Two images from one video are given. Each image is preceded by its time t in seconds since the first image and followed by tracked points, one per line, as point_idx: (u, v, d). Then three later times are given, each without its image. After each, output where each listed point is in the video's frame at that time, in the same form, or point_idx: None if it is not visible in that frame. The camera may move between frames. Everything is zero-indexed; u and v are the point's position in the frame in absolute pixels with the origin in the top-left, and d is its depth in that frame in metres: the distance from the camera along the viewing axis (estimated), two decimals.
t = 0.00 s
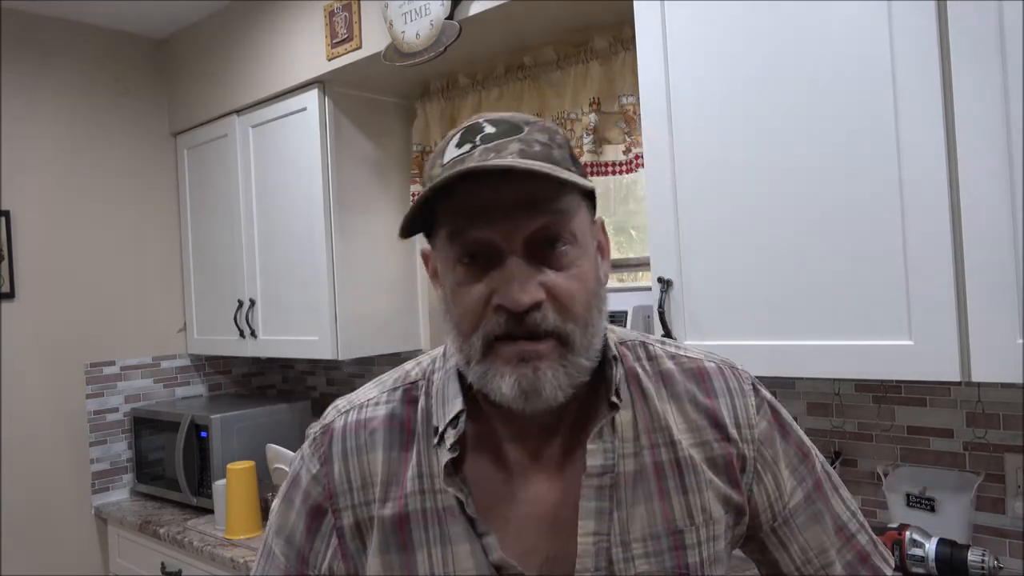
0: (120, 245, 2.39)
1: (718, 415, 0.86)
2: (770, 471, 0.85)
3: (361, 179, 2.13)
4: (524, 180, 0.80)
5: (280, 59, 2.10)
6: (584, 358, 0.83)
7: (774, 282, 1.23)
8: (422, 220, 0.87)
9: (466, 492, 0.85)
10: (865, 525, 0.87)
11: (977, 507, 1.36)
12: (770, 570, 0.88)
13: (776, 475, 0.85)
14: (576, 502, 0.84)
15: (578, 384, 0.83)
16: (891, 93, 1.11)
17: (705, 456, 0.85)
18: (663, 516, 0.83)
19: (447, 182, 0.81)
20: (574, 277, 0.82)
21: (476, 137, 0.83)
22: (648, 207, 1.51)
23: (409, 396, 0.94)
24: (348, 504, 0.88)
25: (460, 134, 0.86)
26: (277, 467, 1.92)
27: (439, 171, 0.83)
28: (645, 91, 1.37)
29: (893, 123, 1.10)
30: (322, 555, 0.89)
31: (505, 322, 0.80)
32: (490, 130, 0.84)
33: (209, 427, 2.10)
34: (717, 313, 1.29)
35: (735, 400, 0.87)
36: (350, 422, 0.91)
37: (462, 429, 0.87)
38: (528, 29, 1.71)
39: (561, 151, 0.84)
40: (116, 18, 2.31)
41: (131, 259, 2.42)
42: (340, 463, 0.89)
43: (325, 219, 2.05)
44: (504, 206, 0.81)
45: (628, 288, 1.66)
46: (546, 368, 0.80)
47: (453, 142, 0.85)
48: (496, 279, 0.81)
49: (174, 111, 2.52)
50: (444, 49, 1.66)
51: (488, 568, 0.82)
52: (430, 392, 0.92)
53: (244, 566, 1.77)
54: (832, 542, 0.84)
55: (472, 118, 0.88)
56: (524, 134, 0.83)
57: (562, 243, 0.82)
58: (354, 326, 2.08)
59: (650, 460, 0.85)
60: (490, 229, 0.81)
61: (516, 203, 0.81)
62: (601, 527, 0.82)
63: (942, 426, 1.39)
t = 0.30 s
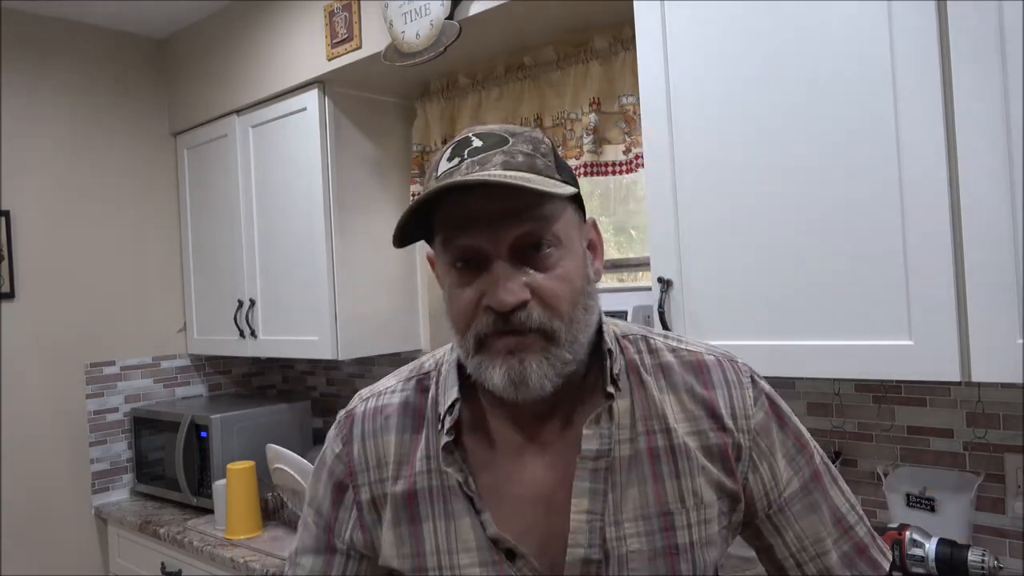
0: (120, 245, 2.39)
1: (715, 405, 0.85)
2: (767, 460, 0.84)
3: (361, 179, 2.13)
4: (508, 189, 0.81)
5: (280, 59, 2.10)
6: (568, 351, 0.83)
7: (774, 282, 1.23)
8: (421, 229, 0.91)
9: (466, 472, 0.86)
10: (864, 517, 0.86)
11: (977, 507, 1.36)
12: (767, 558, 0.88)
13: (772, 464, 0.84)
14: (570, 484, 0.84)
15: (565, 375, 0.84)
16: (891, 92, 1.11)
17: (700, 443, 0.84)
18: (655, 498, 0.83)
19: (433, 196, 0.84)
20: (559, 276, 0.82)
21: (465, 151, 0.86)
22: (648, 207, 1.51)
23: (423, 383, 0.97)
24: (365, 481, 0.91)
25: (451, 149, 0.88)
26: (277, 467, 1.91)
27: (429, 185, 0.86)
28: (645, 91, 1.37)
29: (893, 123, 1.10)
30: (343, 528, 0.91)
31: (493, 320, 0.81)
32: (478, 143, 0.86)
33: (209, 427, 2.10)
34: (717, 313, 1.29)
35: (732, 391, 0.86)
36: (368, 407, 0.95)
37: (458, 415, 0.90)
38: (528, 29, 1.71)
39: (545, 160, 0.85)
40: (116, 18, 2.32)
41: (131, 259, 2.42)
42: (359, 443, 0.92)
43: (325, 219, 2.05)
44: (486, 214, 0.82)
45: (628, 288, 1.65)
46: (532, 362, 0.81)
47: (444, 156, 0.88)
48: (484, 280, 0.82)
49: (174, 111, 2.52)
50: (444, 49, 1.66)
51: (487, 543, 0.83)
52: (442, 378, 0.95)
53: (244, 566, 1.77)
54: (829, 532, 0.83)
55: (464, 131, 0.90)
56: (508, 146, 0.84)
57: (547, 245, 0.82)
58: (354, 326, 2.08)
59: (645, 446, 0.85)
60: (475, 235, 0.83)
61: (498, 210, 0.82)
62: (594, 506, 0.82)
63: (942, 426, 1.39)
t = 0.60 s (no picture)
0: (120, 245, 2.39)
1: (696, 391, 0.85)
2: (749, 442, 0.84)
3: (361, 180, 2.13)
4: (495, 184, 0.83)
5: (280, 59, 2.10)
6: (556, 332, 0.84)
7: (774, 282, 1.23)
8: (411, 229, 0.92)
9: (459, 450, 0.87)
10: (847, 499, 0.86)
11: (977, 507, 1.36)
12: (753, 540, 0.88)
13: (754, 444, 0.84)
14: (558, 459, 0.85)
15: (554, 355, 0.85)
16: (891, 92, 1.11)
17: (683, 423, 0.85)
18: (639, 474, 0.83)
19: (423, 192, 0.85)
20: (545, 261, 0.84)
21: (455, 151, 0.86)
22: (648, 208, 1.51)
23: (423, 373, 0.96)
24: (368, 465, 0.91)
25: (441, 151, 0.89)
26: (277, 467, 1.91)
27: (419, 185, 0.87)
28: (645, 92, 1.37)
29: (893, 124, 1.10)
30: (349, 511, 0.92)
31: (484, 304, 0.83)
32: (468, 144, 0.86)
33: (209, 427, 2.10)
34: (716, 313, 1.29)
35: (714, 376, 0.86)
36: (372, 396, 0.96)
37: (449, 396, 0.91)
38: (528, 29, 1.71)
39: (530, 159, 0.86)
40: (116, 18, 2.32)
41: (131, 259, 2.42)
42: (361, 428, 0.93)
43: (325, 219, 2.05)
44: (475, 204, 0.84)
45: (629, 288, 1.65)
46: (521, 343, 0.82)
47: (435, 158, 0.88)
48: (475, 266, 0.84)
49: (174, 111, 2.52)
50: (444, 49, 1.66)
51: (478, 517, 0.84)
52: (440, 365, 0.95)
53: (244, 566, 1.78)
54: (811, 513, 0.83)
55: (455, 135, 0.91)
56: (495, 145, 0.85)
57: (534, 232, 0.84)
58: (354, 325, 2.08)
59: (629, 426, 0.85)
60: (464, 224, 0.84)
61: (485, 202, 0.84)
62: (578, 481, 0.83)
63: (941, 426, 1.39)
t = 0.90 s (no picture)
0: (120, 245, 2.39)
1: (692, 407, 0.86)
2: (743, 463, 0.84)
3: (361, 179, 2.13)
4: (515, 170, 0.83)
5: (280, 59, 2.10)
6: (571, 328, 0.85)
7: (774, 282, 1.23)
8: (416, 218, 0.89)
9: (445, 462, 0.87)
10: (843, 523, 0.86)
11: (977, 507, 1.36)
12: (745, 563, 0.88)
13: (748, 466, 0.84)
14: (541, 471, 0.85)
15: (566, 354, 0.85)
16: (891, 92, 1.11)
17: (676, 441, 0.85)
18: (630, 493, 0.83)
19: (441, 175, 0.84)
20: (560, 256, 0.84)
21: (467, 138, 0.85)
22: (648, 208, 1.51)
23: (408, 376, 0.96)
24: (348, 471, 0.91)
25: (451, 138, 0.88)
26: (277, 467, 1.91)
27: (431, 169, 0.86)
28: (645, 92, 1.37)
29: (894, 123, 1.10)
30: (327, 518, 0.93)
31: (501, 296, 0.82)
32: (480, 132, 0.86)
33: (209, 427, 2.10)
34: (716, 313, 1.29)
35: (710, 393, 0.86)
36: (354, 399, 0.96)
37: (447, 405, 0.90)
38: (528, 29, 1.71)
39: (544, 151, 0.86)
40: (116, 18, 2.32)
41: (131, 259, 2.42)
42: (342, 434, 0.93)
43: (326, 219, 2.05)
44: (495, 191, 0.83)
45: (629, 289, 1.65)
46: (540, 337, 0.81)
47: (444, 144, 0.87)
48: (492, 256, 0.83)
49: (174, 111, 2.52)
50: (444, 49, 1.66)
51: (460, 533, 0.84)
52: (425, 370, 0.95)
53: (243, 566, 1.77)
54: (806, 538, 0.84)
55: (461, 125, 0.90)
56: (510, 134, 0.85)
57: (551, 225, 0.85)
58: (354, 325, 2.08)
59: (622, 442, 0.85)
60: (482, 213, 0.83)
61: (505, 189, 0.83)
62: (563, 496, 0.82)
63: (942, 426, 1.39)
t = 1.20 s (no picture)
0: (120, 245, 2.39)
1: (694, 405, 0.86)
2: (743, 462, 0.85)
3: (361, 179, 2.13)
4: (546, 158, 0.84)
5: (280, 59, 2.10)
6: (592, 317, 0.85)
7: (774, 282, 1.23)
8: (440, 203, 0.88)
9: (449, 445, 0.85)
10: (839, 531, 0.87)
11: (978, 507, 1.36)
12: (743, 566, 0.88)
13: (748, 466, 0.85)
14: (546, 458, 0.84)
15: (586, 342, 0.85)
16: (891, 93, 1.11)
17: (679, 437, 0.85)
18: (632, 485, 0.83)
19: (476, 158, 0.83)
20: (584, 246, 0.85)
21: (498, 127, 0.85)
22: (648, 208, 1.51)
23: (408, 362, 0.95)
24: (340, 454, 0.89)
25: (479, 127, 0.87)
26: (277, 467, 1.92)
27: (463, 155, 0.85)
28: (646, 92, 1.37)
29: (894, 124, 1.10)
30: (312, 504, 0.90)
31: (529, 281, 0.81)
32: (510, 123, 0.86)
33: (209, 427, 2.10)
34: (716, 313, 1.29)
35: (711, 393, 0.87)
36: (350, 383, 0.94)
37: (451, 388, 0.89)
38: (528, 29, 1.70)
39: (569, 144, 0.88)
40: (116, 18, 2.32)
41: (131, 259, 2.42)
42: (336, 416, 0.91)
43: (326, 220, 2.05)
44: (527, 178, 0.83)
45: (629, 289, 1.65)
46: (566, 323, 0.81)
47: (474, 132, 0.87)
48: (523, 240, 0.82)
49: (174, 111, 2.52)
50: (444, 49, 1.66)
51: (464, 516, 0.82)
52: (428, 357, 0.94)
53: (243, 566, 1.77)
54: (806, 541, 0.83)
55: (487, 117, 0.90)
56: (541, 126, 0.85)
57: (577, 217, 0.86)
58: (354, 325, 2.08)
59: (625, 436, 0.85)
60: (515, 196, 0.83)
61: (537, 177, 0.83)
62: (566, 486, 0.82)
63: (942, 426, 1.39)
